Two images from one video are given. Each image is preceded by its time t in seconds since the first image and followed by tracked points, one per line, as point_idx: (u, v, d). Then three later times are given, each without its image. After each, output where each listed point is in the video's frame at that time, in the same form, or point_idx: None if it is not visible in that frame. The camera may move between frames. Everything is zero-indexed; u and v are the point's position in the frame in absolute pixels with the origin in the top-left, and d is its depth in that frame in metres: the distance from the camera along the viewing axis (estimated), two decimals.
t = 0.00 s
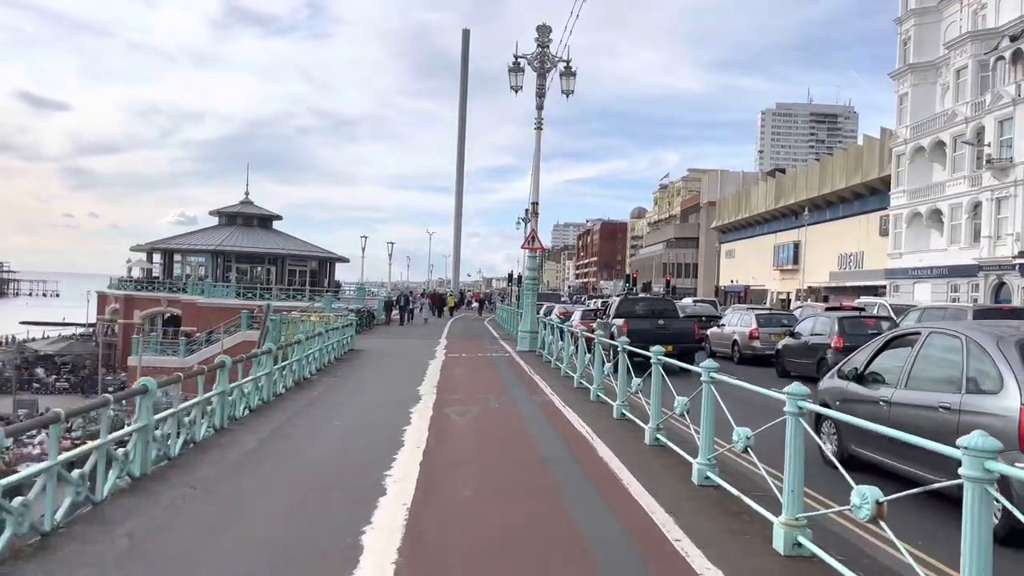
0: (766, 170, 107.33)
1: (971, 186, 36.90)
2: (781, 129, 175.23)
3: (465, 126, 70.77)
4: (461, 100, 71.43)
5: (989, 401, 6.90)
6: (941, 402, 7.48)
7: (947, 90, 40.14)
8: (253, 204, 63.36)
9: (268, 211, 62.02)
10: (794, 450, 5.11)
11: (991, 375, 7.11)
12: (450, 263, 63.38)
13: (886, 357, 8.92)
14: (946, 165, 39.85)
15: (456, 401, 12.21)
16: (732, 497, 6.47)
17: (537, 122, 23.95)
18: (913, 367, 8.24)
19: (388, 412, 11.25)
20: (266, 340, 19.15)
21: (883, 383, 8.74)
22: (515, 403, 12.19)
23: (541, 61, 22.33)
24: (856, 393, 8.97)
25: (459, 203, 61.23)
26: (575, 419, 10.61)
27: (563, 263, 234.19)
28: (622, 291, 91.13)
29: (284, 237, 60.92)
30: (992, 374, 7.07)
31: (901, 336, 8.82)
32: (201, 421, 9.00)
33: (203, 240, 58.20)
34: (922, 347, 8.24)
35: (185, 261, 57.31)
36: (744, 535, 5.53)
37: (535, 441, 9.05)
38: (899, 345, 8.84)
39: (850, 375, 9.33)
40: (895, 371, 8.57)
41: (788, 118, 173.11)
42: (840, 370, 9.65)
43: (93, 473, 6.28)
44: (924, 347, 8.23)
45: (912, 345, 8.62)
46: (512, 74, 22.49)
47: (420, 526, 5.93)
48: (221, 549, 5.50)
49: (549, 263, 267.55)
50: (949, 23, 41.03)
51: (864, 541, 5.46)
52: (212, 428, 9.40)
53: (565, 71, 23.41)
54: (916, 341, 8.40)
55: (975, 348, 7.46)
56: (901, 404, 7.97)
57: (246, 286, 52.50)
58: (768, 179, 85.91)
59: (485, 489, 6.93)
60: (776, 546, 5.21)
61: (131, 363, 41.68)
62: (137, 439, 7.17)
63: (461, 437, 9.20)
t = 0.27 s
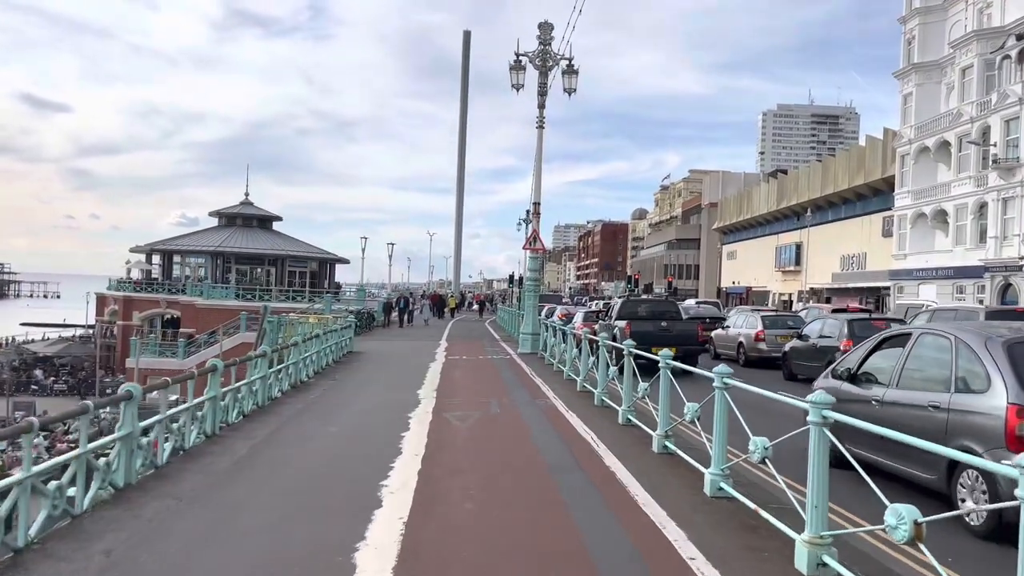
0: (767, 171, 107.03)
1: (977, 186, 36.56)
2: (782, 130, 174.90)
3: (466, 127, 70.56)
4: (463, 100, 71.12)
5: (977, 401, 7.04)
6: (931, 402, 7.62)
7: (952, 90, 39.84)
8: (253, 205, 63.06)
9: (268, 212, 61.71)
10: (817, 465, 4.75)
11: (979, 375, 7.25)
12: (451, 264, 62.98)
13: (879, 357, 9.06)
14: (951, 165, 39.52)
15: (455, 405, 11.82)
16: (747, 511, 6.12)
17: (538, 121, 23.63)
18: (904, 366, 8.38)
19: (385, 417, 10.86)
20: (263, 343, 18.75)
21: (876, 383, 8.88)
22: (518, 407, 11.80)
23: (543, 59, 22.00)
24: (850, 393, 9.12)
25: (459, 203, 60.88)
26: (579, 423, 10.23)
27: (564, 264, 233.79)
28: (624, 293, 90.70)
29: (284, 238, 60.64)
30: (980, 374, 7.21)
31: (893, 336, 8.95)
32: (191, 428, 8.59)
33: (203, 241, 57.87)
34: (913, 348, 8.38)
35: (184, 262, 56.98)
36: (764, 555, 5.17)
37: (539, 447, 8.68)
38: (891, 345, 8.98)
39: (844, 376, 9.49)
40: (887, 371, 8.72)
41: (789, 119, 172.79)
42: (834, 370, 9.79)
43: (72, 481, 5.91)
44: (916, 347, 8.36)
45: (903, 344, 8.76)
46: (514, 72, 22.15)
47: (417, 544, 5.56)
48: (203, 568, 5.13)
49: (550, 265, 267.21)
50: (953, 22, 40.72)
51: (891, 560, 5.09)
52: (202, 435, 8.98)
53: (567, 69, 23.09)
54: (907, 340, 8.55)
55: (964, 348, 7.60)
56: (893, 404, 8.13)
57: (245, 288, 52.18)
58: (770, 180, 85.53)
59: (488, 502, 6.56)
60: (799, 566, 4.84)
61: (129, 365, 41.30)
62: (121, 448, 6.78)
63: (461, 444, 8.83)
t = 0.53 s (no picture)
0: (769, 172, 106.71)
1: (983, 186, 36.24)
2: (784, 131, 174.60)
3: (468, 127, 70.24)
4: (464, 101, 70.78)
5: (967, 399, 7.04)
6: (923, 400, 7.63)
7: (958, 89, 39.54)
8: (253, 205, 62.74)
9: (268, 213, 61.42)
10: (847, 479, 4.42)
11: (970, 373, 7.24)
12: (452, 266, 62.71)
13: (874, 356, 9.06)
14: (956, 165, 39.21)
15: (456, 410, 11.44)
16: (765, 524, 5.77)
17: (541, 119, 23.30)
18: (898, 365, 8.38)
19: (384, 422, 10.48)
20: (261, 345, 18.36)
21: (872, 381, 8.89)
22: (521, 411, 11.42)
23: (546, 56, 21.67)
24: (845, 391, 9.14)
25: (460, 204, 60.67)
26: (584, 429, 9.87)
27: (565, 266, 233.66)
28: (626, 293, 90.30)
29: (284, 239, 60.37)
30: (970, 372, 7.20)
31: (888, 334, 8.95)
32: (183, 434, 8.23)
33: (202, 241, 57.51)
34: (907, 346, 8.37)
35: (184, 263, 56.64)
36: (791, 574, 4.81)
37: (544, 455, 8.31)
38: (884, 344, 8.99)
39: (840, 375, 9.50)
40: (881, 369, 8.73)
41: (791, 120, 172.54)
42: (830, 369, 9.80)
43: (54, 490, 5.61)
44: (908, 345, 8.37)
45: (897, 343, 8.76)
46: (516, 70, 21.82)
47: (416, 561, 5.19)
48: None
49: (551, 266, 266.96)
50: (959, 21, 40.41)
51: None
52: (194, 441, 8.63)
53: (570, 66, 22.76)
54: (900, 339, 8.54)
55: (955, 346, 7.59)
56: (887, 402, 8.14)
57: (246, 289, 51.83)
58: (772, 180, 85.20)
59: (492, 514, 6.19)
60: None
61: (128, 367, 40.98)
62: (105, 456, 6.45)
63: (464, 452, 8.46)
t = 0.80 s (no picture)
0: (771, 173, 106.43)
1: (988, 186, 35.91)
2: (785, 132, 174.33)
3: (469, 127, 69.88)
4: (465, 101, 70.47)
5: (952, 396, 6.98)
6: (909, 398, 7.57)
7: (963, 88, 39.24)
8: (253, 206, 62.45)
9: (269, 214, 61.13)
10: (877, 489, 4.19)
11: (955, 371, 7.18)
12: (453, 267, 62.42)
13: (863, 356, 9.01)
14: (961, 164, 38.89)
15: (456, 414, 11.09)
16: (781, 539, 5.44)
17: (542, 118, 23.00)
18: (886, 364, 8.35)
19: (380, 427, 10.12)
20: (258, 347, 17.95)
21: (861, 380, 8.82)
22: (523, 415, 11.07)
23: (548, 53, 21.35)
24: (834, 391, 9.07)
25: (460, 204, 60.40)
26: (587, 434, 9.54)
27: (566, 267, 233.43)
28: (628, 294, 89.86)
29: (284, 240, 60.10)
30: (955, 370, 7.14)
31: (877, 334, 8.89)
32: (171, 441, 7.87)
33: (202, 242, 57.20)
34: (895, 345, 8.31)
35: (184, 264, 56.35)
36: None
37: (547, 463, 7.97)
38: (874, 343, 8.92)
39: (830, 374, 9.44)
40: (869, 368, 8.69)
41: (792, 121, 172.35)
42: (821, 368, 9.73)
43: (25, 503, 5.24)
44: (897, 344, 8.31)
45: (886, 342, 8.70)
46: (517, 67, 21.49)
47: None
48: None
49: (552, 267, 266.71)
50: (964, 19, 40.11)
51: None
52: (183, 448, 8.27)
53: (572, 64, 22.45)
54: (889, 338, 8.49)
55: (941, 345, 7.53)
56: (875, 401, 8.07)
57: (245, 290, 51.50)
58: (774, 181, 84.84)
59: (491, 528, 5.84)
60: None
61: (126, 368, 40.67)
62: (86, 466, 6.11)
63: (462, 459, 8.12)
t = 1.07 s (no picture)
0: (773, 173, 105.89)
1: (995, 186, 35.51)
2: (787, 132, 173.72)
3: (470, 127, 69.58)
4: (466, 100, 70.06)
5: (941, 394, 7.32)
6: (901, 396, 7.92)
7: (969, 87, 38.87)
8: (253, 206, 62.08)
9: (269, 214, 60.78)
10: (914, 510, 3.97)
11: (944, 369, 7.54)
12: (454, 267, 61.98)
13: (857, 355, 9.39)
14: (967, 163, 38.50)
15: (455, 418, 10.75)
16: (798, 553, 5.11)
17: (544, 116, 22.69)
18: (878, 362, 8.73)
19: (376, 433, 9.80)
20: (254, 348, 17.57)
21: (854, 379, 9.24)
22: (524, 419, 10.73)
23: (550, 50, 21.03)
24: (830, 389, 9.46)
25: (461, 204, 60.00)
26: (592, 440, 9.22)
27: (567, 267, 232.87)
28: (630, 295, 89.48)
29: (285, 240, 59.75)
30: (943, 367, 7.51)
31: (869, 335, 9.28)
32: (157, 447, 7.53)
33: (202, 243, 56.83)
34: (886, 344, 8.72)
35: (183, 264, 55.98)
36: None
37: (549, 472, 7.64)
38: (867, 343, 9.32)
39: (825, 373, 9.83)
40: (862, 367, 9.08)
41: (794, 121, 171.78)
42: (816, 367, 10.13)
43: None
44: (889, 343, 8.70)
45: (878, 341, 9.10)
46: (519, 64, 21.17)
47: None
48: None
49: (553, 268, 266.08)
50: (969, 17, 39.73)
51: None
52: (171, 454, 7.88)
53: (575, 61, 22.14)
54: (881, 337, 8.89)
55: (930, 344, 7.91)
56: (866, 397, 8.49)
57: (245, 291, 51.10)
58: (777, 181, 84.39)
59: (490, 543, 5.51)
60: None
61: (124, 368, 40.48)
62: (63, 475, 5.73)
63: (461, 468, 7.80)
